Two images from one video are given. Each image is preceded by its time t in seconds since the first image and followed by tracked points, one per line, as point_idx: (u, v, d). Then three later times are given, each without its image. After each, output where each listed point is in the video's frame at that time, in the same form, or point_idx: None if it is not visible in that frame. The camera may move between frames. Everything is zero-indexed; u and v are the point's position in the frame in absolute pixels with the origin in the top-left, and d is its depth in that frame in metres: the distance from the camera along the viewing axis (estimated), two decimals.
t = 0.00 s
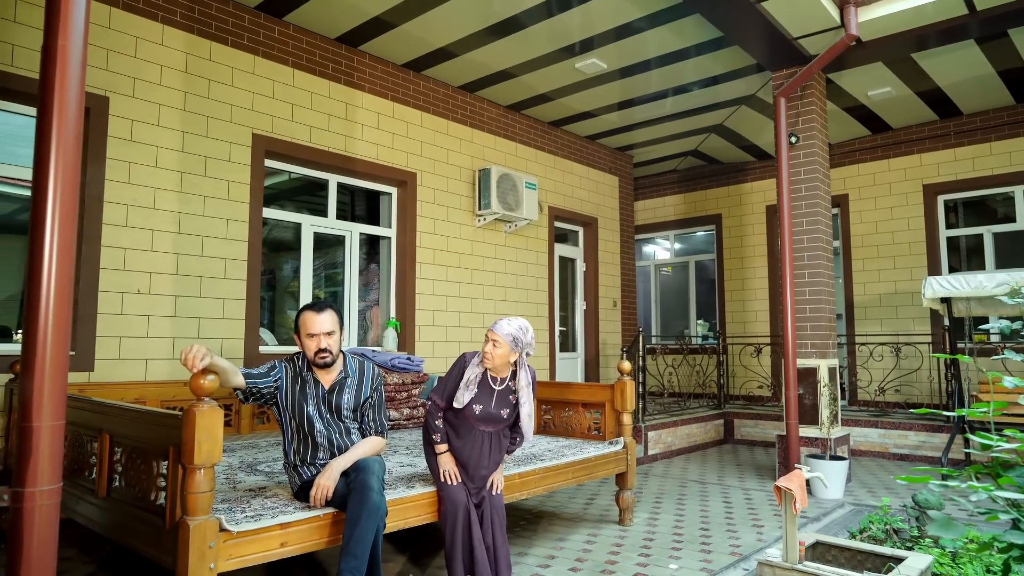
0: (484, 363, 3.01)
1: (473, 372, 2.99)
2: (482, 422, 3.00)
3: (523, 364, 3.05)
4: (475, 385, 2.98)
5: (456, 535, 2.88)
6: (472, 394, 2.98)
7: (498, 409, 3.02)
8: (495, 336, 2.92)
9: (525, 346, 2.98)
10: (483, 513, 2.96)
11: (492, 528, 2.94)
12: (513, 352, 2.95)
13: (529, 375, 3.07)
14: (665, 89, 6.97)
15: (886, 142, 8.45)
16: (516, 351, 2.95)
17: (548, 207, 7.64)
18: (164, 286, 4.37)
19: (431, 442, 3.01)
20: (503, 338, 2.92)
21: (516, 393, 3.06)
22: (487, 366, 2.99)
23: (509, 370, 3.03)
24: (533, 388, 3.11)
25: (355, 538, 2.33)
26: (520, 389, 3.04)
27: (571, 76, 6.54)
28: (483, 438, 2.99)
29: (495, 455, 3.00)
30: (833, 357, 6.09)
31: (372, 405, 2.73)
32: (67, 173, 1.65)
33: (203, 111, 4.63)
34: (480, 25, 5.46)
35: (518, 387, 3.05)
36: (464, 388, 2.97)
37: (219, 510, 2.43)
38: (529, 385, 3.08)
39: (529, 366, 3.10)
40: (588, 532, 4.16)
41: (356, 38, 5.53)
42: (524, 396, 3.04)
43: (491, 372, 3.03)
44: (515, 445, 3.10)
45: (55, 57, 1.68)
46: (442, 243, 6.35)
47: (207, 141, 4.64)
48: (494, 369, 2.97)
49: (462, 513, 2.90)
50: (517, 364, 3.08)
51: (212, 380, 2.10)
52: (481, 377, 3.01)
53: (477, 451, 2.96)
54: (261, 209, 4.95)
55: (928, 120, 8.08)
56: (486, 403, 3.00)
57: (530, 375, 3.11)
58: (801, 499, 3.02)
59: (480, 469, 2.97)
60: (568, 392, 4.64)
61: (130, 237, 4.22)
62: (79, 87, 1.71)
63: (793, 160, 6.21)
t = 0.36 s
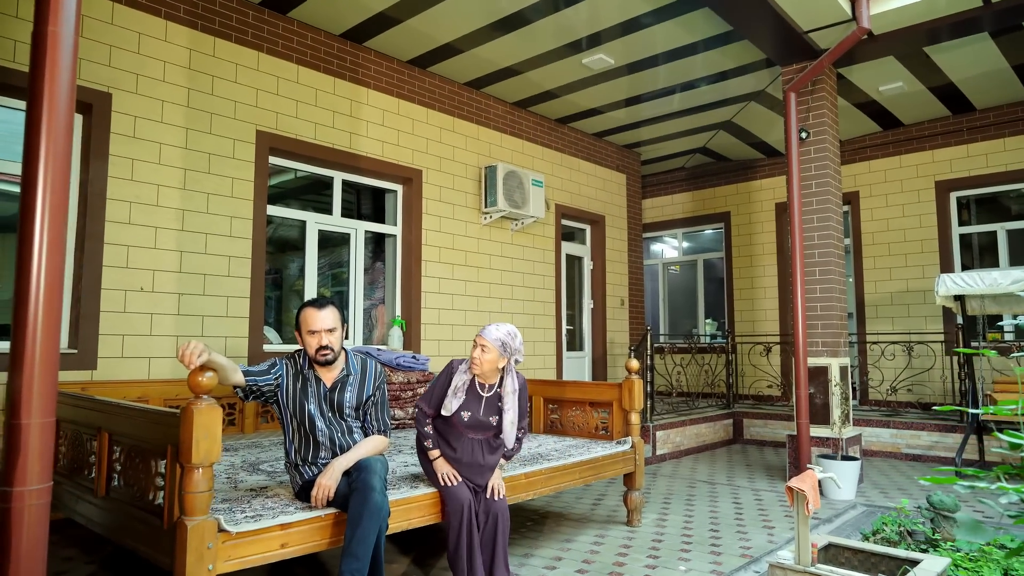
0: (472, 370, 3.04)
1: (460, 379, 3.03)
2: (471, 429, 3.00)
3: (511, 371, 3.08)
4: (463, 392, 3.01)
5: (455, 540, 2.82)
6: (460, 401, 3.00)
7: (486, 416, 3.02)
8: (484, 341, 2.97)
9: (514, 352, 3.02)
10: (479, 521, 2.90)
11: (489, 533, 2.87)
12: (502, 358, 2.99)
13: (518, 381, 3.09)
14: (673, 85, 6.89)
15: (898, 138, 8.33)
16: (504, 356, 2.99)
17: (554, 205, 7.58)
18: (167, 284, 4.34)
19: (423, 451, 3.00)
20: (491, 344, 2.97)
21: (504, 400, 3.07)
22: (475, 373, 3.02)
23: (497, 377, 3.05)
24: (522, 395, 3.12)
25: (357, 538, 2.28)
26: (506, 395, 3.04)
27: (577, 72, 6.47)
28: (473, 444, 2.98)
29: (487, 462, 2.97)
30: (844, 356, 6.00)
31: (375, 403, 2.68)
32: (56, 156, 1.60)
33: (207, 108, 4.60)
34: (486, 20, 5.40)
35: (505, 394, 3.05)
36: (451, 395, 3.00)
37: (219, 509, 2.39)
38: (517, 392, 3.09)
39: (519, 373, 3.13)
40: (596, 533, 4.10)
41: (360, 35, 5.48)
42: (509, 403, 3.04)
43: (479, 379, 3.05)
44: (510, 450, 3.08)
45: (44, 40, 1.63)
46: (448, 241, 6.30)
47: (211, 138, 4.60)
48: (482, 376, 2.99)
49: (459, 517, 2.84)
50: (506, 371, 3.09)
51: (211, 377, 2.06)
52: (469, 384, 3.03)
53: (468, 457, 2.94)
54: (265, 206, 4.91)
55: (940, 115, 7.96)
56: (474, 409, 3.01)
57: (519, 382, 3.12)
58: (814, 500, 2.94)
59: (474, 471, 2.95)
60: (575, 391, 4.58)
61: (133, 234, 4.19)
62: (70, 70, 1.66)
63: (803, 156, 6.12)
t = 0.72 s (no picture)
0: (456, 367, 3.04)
1: (444, 377, 3.02)
2: (461, 424, 2.98)
3: (493, 365, 3.08)
4: (448, 389, 3.00)
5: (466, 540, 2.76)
6: (445, 398, 2.99)
7: (476, 411, 3.01)
8: (468, 334, 2.99)
9: (496, 346, 3.05)
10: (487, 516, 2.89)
11: (502, 530, 2.85)
12: (485, 351, 3.01)
13: (501, 374, 3.10)
14: (680, 81, 6.81)
15: (909, 134, 8.21)
16: (489, 348, 3.01)
17: (561, 203, 7.51)
18: (170, 282, 4.30)
19: (421, 454, 2.95)
20: (475, 337, 2.99)
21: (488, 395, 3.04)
22: (459, 367, 3.03)
23: (481, 370, 3.05)
24: (507, 389, 3.13)
25: (357, 539, 2.23)
26: (487, 388, 3.03)
27: (583, 68, 6.40)
28: (466, 439, 2.96)
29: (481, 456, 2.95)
30: (856, 355, 5.90)
31: (376, 402, 2.63)
32: (42, 150, 1.55)
33: (210, 105, 4.57)
34: (490, 16, 5.34)
35: (488, 388, 3.04)
36: (437, 394, 2.98)
37: (216, 510, 2.34)
38: (501, 385, 3.09)
39: (502, 368, 3.14)
40: (602, 534, 4.04)
41: (364, 30, 5.43)
42: (490, 395, 3.02)
43: (463, 374, 3.06)
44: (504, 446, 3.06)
45: (32, 28, 1.59)
46: (453, 239, 6.25)
47: (214, 135, 4.57)
48: (466, 369, 3.00)
49: (469, 514, 2.79)
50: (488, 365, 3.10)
51: (207, 374, 2.01)
52: (453, 380, 3.04)
53: (461, 453, 2.93)
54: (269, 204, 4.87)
55: (953, 111, 7.84)
56: (461, 405, 2.99)
57: (503, 376, 3.13)
58: (826, 501, 2.87)
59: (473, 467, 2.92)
60: (581, 390, 4.51)
61: (135, 232, 4.16)
62: (58, 61, 1.61)
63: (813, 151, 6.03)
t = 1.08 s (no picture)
0: (456, 361, 3.03)
1: (444, 372, 3.01)
2: (463, 416, 2.96)
3: (493, 360, 3.06)
4: (448, 383, 2.98)
5: (465, 536, 2.69)
6: (445, 392, 2.97)
7: (477, 404, 2.98)
8: (467, 328, 2.99)
9: (495, 340, 3.05)
10: (489, 508, 2.86)
11: (510, 526, 2.83)
12: (485, 345, 3.01)
13: (500, 369, 3.08)
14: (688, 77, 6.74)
15: (921, 130, 8.10)
16: (488, 342, 3.01)
17: (567, 200, 7.45)
18: (173, 280, 4.27)
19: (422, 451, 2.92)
20: (474, 330, 2.99)
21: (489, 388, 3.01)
22: (459, 362, 3.01)
23: (481, 363, 3.03)
24: (505, 384, 3.08)
25: (357, 540, 2.18)
26: (487, 381, 3.00)
27: (589, 64, 6.34)
28: (467, 432, 2.94)
29: (480, 448, 2.94)
30: (867, 354, 5.81)
31: (378, 400, 2.59)
32: (28, 139, 1.51)
33: (213, 101, 4.54)
34: (495, 11, 5.28)
35: (488, 381, 3.01)
36: (436, 389, 2.97)
37: (214, 510, 2.30)
38: (500, 379, 3.06)
39: (501, 363, 3.12)
40: (609, 534, 3.98)
41: (368, 27, 5.39)
42: (490, 388, 2.99)
43: (463, 369, 3.04)
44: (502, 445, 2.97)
45: (18, 10, 1.55)
46: (458, 237, 6.20)
47: (218, 132, 4.54)
48: (465, 363, 2.99)
49: (468, 510, 2.71)
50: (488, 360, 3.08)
51: (203, 371, 1.97)
52: (453, 375, 3.02)
53: (462, 445, 2.91)
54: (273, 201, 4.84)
55: (965, 106, 7.72)
56: (462, 399, 2.97)
57: (502, 370, 3.11)
58: (838, 503, 2.79)
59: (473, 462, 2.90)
60: (588, 388, 4.45)
61: (138, 230, 4.14)
62: (45, 47, 1.58)
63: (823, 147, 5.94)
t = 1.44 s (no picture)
0: (463, 358, 2.99)
1: (451, 368, 2.98)
2: (470, 411, 2.92)
3: (500, 357, 3.02)
4: (455, 379, 2.95)
5: (469, 532, 2.64)
6: (452, 388, 2.94)
7: (484, 400, 2.94)
8: (476, 325, 2.95)
9: (503, 337, 3.02)
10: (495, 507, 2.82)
11: (514, 528, 2.78)
12: (493, 342, 2.97)
13: (507, 366, 3.03)
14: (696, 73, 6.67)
15: (933, 127, 7.99)
16: (496, 339, 2.97)
17: (575, 198, 7.40)
18: (177, 278, 4.25)
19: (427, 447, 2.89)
20: (482, 327, 2.96)
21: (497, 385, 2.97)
22: (467, 359, 2.97)
23: (489, 360, 2.99)
24: (513, 381, 3.03)
25: (359, 539, 2.14)
26: (495, 378, 2.96)
27: (596, 60, 6.28)
28: (473, 428, 2.89)
29: (488, 444, 2.89)
30: (879, 353, 5.72)
31: (381, 397, 2.55)
32: (18, 137, 1.52)
33: (217, 98, 4.51)
34: (500, 6, 5.24)
35: (496, 378, 2.97)
36: (444, 384, 2.95)
37: (214, 509, 2.26)
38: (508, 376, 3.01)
39: (509, 362, 3.07)
40: (617, 535, 3.92)
41: (373, 23, 5.36)
42: (498, 385, 2.94)
43: (471, 365, 3.00)
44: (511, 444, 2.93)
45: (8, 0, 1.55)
46: (465, 235, 6.16)
47: (222, 129, 4.52)
48: (473, 360, 2.95)
49: (473, 507, 2.67)
50: (495, 358, 3.03)
51: (202, 367, 1.93)
52: (461, 371, 2.98)
53: (467, 440, 2.87)
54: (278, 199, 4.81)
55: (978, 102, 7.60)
56: (469, 395, 2.93)
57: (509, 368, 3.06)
58: (851, 504, 2.73)
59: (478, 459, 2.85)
60: (595, 387, 4.39)
61: (143, 227, 4.12)
62: (36, 44, 1.58)
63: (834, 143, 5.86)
